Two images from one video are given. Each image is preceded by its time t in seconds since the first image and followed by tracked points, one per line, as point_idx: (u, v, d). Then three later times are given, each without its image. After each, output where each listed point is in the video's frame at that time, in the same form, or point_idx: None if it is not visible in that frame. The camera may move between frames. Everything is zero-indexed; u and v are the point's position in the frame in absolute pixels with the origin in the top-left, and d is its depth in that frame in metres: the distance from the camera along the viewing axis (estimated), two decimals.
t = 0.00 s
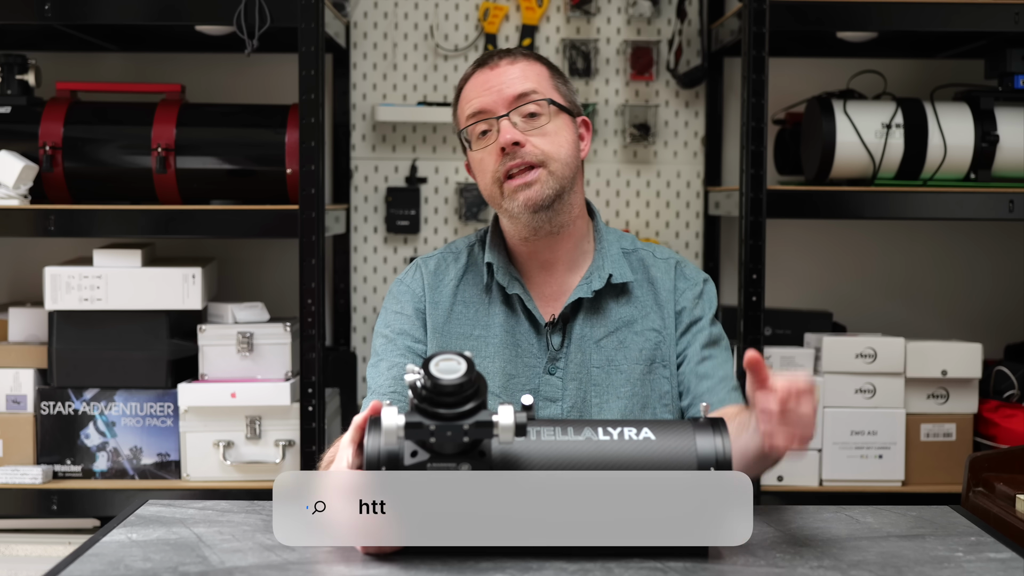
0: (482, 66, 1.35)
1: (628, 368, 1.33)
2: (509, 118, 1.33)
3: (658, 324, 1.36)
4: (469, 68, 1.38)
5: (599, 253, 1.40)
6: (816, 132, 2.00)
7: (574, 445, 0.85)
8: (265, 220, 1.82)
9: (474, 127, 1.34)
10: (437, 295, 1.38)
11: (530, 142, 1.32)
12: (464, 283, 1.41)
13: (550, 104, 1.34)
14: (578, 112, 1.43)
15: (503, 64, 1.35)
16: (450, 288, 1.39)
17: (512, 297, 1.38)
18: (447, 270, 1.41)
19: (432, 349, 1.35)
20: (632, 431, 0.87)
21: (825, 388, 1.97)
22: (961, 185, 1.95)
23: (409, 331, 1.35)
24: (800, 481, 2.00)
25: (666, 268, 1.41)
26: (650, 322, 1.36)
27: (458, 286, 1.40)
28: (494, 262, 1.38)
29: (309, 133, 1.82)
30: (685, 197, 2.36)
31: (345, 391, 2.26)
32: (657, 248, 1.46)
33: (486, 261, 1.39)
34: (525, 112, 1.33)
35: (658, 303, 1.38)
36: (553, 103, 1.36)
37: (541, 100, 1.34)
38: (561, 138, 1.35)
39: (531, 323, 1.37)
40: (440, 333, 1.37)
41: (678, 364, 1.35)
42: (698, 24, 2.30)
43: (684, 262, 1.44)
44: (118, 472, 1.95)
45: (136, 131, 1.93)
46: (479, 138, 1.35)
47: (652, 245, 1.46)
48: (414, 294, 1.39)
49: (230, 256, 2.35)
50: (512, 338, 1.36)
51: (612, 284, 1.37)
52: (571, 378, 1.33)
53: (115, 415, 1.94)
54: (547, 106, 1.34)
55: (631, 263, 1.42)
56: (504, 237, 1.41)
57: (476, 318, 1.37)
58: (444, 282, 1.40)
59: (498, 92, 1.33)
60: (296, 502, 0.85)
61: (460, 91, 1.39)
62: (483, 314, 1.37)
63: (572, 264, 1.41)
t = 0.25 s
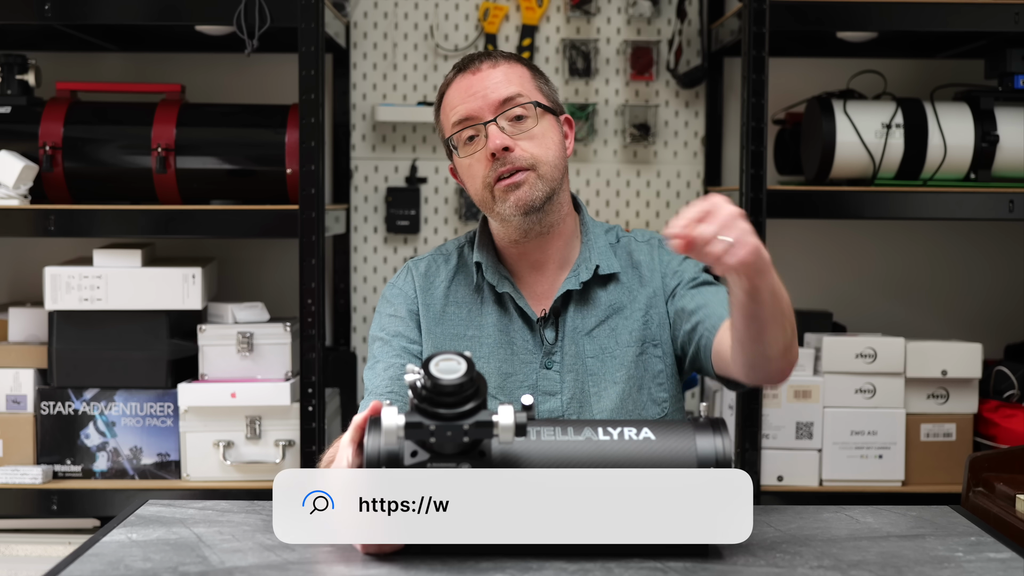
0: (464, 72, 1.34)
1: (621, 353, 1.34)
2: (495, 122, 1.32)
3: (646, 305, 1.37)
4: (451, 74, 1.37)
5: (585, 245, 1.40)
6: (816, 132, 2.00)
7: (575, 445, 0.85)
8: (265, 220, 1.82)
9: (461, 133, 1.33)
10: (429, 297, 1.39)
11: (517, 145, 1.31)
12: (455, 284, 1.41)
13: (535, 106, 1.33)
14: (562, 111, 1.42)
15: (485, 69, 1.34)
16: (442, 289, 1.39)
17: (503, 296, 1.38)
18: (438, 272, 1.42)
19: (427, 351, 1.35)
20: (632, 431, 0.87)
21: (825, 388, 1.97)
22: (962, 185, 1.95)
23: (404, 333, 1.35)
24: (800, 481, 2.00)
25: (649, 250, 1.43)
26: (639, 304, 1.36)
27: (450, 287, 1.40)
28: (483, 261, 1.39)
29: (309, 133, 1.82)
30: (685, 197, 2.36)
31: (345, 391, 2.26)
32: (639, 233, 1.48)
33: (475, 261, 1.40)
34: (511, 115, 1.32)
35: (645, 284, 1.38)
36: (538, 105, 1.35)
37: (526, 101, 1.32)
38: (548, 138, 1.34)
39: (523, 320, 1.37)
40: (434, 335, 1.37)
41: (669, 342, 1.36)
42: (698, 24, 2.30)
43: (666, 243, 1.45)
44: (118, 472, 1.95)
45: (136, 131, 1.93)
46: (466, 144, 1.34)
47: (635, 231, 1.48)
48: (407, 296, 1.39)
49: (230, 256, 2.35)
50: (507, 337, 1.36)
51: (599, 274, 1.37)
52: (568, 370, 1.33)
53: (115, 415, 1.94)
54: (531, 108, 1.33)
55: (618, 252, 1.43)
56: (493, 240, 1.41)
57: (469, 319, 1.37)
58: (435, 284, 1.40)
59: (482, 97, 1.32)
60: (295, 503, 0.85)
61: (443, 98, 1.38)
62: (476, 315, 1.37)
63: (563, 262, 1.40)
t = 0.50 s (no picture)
0: (461, 70, 1.36)
1: (614, 348, 1.34)
2: (493, 119, 1.33)
3: (636, 297, 1.36)
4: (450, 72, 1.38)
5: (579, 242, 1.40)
6: (816, 132, 2.00)
7: (574, 445, 0.85)
8: (264, 220, 1.82)
9: (458, 130, 1.35)
10: (426, 297, 1.39)
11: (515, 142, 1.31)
12: (452, 284, 1.41)
13: (532, 103, 1.33)
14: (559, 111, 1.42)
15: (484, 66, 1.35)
16: (439, 289, 1.40)
17: (500, 295, 1.38)
18: (435, 273, 1.42)
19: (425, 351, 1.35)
20: (632, 431, 0.87)
21: (825, 388, 1.97)
22: (962, 185, 1.95)
23: (402, 334, 1.35)
24: (800, 481, 2.00)
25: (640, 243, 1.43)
26: (630, 297, 1.36)
27: (447, 287, 1.40)
28: (478, 261, 1.39)
29: (309, 133, 1.82)
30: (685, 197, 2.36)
31: (345, 391, 2.26)
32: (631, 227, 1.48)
33: (471, 260, 1.40)
34: (508, 112, 1.33)
35: (633, 277, 1.38)
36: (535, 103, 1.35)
37: (524, 99, 1.33)
38: (545, 136, 1.34)
39: (520, 319, 1.37)
40: (433, 335, 1.37)
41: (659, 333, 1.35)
42: (698, 24, 2.30)
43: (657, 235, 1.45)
44: (118, 472, 1.95)
45: (136, 131, 1.93)
46: (463, 141, 1.35)
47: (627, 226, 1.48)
48: (404, 297, 1.39)
49: (230, 256, 2.35)
50: (504, 336, 1.36)
51: (592, 271, 1.37)
52: (564, 367, 1.33)
53: (115, 415, 1.94)
54: (528, 105, 1.33)
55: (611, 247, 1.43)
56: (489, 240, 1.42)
57: (466, 319, 1.37)
58: (432, 285, 1.40)
59: (479, 95, 1.33)
60: (295, 503, 0.85)
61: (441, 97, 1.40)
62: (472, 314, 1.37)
63: (557, 261, 1.41)
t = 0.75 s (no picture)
0: (473, 65, 1.35)
1: (613, 350, 1.34)
2: (505, 117, 1.32)
3: (634, 299, 1.36)
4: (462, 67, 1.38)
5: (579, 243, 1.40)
6: (816, 132, 2.00)
7: (574, 445, 0.85)
8: (264, 220, 1.82)
9: (469, 125, 1.34)
10: (425, 298, 1.39)
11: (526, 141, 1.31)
12: (451, 284, 1.41)
13: (546, 104, 1.34)
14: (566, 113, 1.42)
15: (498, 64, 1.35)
16: (437, 290, 1.40)
17: (498, 295, 1.38)
18: (434, 274, 1.42)
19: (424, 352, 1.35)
20: (632, 431, 0.87)
21: (825, 388, 1.97)
22: (962, 185, 1.95)
23: (400, 334, 1.35)
24: (800, 481, 2.00)
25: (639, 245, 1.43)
26: (629, 299, 1.36)
27: (445, 287, 1.40)
28: (477, 260, 1.39)
29: (309, 133, 1.82)
30: (685, 197, 2.36)
31: (345, 391, 2.26)
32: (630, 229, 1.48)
33: (469, 260, 1.40)
34: (520, 111, 1.32)
35: (631, 279, 1.38)
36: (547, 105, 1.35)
37: (537, 99, 1.33)
38: (557, 138, 1.35)
39: (518, 320, 1.36)
40: (431, 335, 1.37)
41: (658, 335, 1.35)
42: (698, 24, 2.30)
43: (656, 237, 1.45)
44: (118, 472, 1.95)
45: (136, 131, 1.93)
46: (473, 136, 1.34)
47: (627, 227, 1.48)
48: (403, 297, 1.39)
49: (230, 256, 2.35)
50: (502, 336, 1.36)
51: (591, 271, 1.37)
52: (562, 369, 1.33)
53: (115, 415, 1.94)
54: (542, 107, 1.33)
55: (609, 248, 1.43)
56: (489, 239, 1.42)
57: (465, 319, 1.37)
58: (430, 286, 1.40)
59: (492, 92, 1.33)
60: (294, 502, 0.85)
61: (450, 91, 1.39)
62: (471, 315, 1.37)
63: (557, 264, 1.41)
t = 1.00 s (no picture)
0: (490, 57, 1.37)
1: (618, 357, 1.34)
2: (517, 108, 1.33)
3: (643, 308, 1.37)
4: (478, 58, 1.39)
5: (585, 244, 1.40)
6: (816, 133, 2.00)
7: (574, 445, 0.85)
8: (265, 220, 1.82)
9: (481, 113, 1.35)
10: (428, 297, 1.38)
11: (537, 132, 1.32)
12: (454, 283, 1.41)
13: (558, 100, 1.35)
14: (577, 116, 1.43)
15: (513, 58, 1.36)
16: (440, 289, 1.39)
17: (502, 294, 1.38)
18: (437, 272, 1.41)
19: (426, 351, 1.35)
20: (632, 431, 0.87)
21: (825, 388, 1.97)
22: (962, 185, 1.95)
23: (402, 333, 1.35)
24: (800, 481, 2.00)
25: (650, 254, 1.43)
26: (637, 308, 1.37)
27: (448, 286, 1.40)
28: (484, 257, 1.39)
29: (309, 133, 1.82)
30: (685, 197, 2.36)
31: (345, 391, 2.26)
32: (640, 236, 1.48)
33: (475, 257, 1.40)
34: (533, 103, 1.34)
35: (643, 288, 1.38)
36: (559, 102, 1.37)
37: (550, 93, 1.35)
38: (567, 133, 1.36)
39: (521, 321, 1.37)
40: (434, 334, 1.37)
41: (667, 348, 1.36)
42: (698, 24, 2.30)
43: (669, 248, 1.45)
44: (118, 472, 1.95)
45: (137, 131, 1.93)
46: (484, 125, 1.35)
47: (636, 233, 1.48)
48: (406, 296, 1.39)
49: (230, 256, 2.35)
50: (505, 337, 1.36)
51: (597, 274, 1.38)
52: (564, 372, 1.34)
53: (115, 415, 1.94)
54: (554, 101, 1.35)
55: (617, 253, 1.43)
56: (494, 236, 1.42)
57: (468, 318, 1.37)
58: (434, 284, 1.40)
59: (506, 82, 1.34)
60: (294, 502, 0.85)
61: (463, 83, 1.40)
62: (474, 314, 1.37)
63: (563, 262, 1.41)
